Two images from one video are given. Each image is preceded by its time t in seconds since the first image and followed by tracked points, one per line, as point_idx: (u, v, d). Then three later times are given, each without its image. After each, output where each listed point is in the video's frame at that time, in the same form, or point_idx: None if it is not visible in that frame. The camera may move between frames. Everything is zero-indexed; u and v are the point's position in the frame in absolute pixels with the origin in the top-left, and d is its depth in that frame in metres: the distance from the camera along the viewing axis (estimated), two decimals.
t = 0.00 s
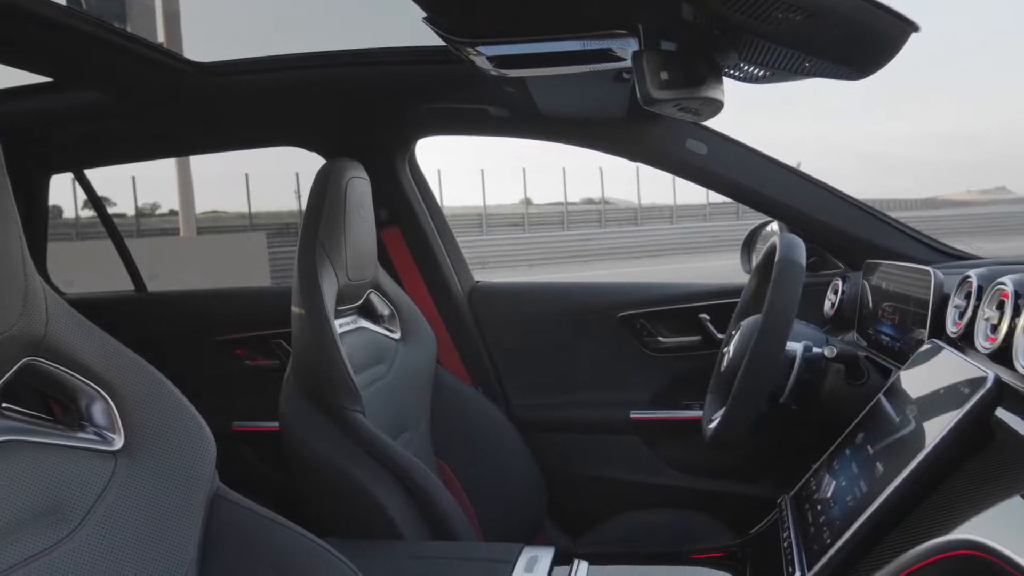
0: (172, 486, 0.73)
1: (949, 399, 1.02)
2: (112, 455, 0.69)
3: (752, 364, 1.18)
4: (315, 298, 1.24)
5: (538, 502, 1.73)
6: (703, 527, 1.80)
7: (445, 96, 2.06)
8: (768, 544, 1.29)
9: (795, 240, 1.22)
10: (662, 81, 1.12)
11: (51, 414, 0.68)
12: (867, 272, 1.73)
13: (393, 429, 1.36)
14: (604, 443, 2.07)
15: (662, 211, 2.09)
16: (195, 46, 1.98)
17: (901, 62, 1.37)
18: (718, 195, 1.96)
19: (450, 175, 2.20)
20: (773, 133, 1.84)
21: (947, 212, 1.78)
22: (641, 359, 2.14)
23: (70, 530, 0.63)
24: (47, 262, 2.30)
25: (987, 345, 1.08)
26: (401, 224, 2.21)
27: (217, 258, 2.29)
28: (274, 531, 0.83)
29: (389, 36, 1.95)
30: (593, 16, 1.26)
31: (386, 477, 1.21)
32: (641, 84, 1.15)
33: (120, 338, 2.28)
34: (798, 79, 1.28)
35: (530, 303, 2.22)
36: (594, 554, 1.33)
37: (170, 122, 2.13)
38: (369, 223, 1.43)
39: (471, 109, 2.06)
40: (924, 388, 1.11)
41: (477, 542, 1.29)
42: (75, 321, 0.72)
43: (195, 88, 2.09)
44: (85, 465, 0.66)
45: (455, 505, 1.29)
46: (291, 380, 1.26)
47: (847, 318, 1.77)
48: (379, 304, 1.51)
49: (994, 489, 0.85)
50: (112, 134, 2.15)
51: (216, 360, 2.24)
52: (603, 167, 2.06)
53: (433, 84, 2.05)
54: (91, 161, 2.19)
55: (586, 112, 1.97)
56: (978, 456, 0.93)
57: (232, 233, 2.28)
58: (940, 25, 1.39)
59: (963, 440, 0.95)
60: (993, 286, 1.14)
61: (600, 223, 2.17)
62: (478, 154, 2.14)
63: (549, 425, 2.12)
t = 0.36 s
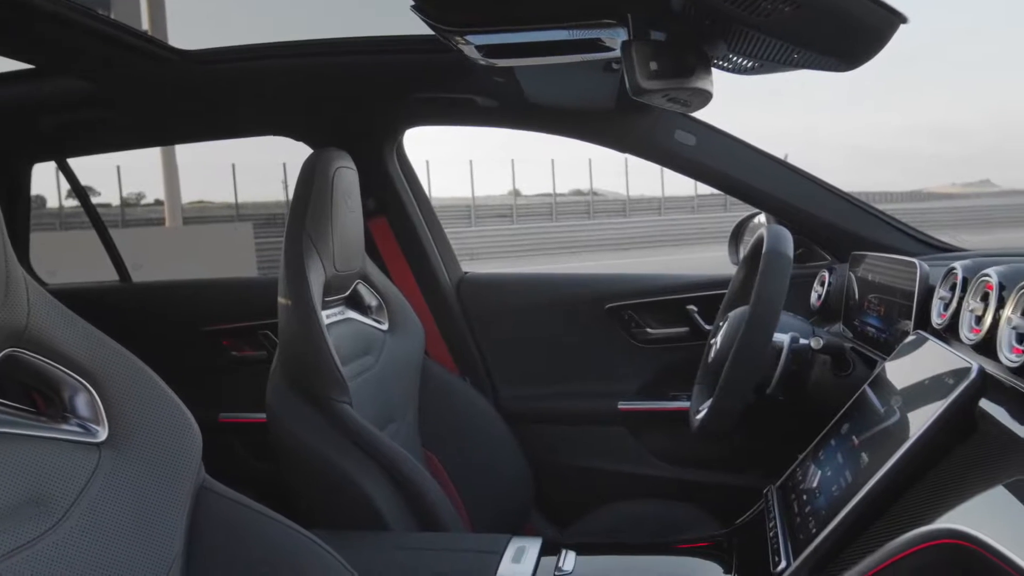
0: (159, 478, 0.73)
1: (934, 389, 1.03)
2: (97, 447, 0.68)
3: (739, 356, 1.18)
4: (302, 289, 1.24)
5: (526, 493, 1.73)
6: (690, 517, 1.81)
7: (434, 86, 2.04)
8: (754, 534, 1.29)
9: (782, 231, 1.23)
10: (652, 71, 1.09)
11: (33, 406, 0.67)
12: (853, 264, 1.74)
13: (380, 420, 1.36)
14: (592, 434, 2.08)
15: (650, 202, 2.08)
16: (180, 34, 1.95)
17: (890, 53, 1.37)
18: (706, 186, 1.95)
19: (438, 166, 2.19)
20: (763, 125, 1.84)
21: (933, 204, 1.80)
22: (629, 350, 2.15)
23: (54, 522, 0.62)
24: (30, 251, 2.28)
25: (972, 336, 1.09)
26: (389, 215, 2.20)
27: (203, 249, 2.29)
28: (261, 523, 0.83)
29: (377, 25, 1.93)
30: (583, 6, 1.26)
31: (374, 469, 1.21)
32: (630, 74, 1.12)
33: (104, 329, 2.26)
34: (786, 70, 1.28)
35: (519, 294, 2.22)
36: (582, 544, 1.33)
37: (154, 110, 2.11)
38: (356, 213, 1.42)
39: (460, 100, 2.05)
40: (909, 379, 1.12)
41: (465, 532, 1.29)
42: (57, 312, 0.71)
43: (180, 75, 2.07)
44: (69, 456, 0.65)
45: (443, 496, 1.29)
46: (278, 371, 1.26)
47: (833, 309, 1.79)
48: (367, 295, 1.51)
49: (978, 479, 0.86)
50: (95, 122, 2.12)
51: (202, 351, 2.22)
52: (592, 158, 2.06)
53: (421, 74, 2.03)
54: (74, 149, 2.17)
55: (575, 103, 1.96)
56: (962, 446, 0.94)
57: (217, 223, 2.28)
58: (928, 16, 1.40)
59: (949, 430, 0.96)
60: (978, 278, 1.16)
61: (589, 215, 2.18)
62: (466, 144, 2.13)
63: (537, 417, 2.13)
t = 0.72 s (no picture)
0: (144, 470, 0.72)
1: (919, 380, 1.04)
2: (80, 439, 0.68)
3: (726, 347, 1.19)
4: (289, 280, 1.23)
5: (515, 484, 1.74)
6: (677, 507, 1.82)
7: (422, 76, 2.03)
8: (740, 524, 1.30)
9: (769, 223, 1.23)
10: (640, 62, 1.09)
11: (15, 398, 0.66)
12: (839, 256, 1.75)
13: (368, 412, 1.35)
14: (580, 425, 2.08)
15: (638, 195, 2.14)
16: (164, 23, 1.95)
17: (878, 46, 1.37)
18: (693, 177, 1.95)
19: (426, 157, 2.18)
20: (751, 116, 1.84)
21: (918, 196, 1.81)
22: (617, 341, 2.15)
23: (36, 515, 0.61)
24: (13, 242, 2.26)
25: (956, 328, 1.12)
26: (376, 206, 2.19)
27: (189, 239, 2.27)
28: (248, 515, 0.82)
29: (365, 14, 1.92)
30: None
31: (362, 460, 1.20)
32: (618, 64, 1.12)
33: (89, 320, 2.24)
34: (775, 62, 1.28)
35: (507, 285, 2.22)
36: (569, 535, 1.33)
37: (139, 99, 2.08)
38: (344, 203, 1.41)
39: (448, 90, 2.04)
40: (893, 370, 1.13)
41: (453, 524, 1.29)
42: (39, 303, 0.70)
43: (165, 64, 2.04)
44: (51, 449, 0.65)
45: (431, 488, 1.29)
46: (265, 362, 1.25)
47: (819, 301, 1.80)
48: (354, 286, 1.50)
49: (962, 468, 0.86)
50: (78, 110, 2.09)
51: (188, 342, 2.21)
52: (580, 149, 2.05)
53: (409, 63, 2.02)
54: (56, 138, 2.14)
55: (564, 94, 1.95)
56: (947, 437, 0.94)
57: (207, 214, 2.27)
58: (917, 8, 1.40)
59: (934, 420, 0.96)
60: (963, 270, 1.18)
61: (577, 206, 2.24)
62: (455, 135, 2.13)
63: (525, 408, 2.13)
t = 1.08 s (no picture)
0: (128, 462, 0.71)
1: (903, 371, 1.05)
2: (63, 431, 0.67)
3: (714, 339, 1.19)
4: (275, 270, 1.22)
5: (502, 474, 1.74)
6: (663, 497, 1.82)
7: (409, 66, 2.01)
8: (726, 514, 1.31)
9: (756, 214, 1.24)
10: (629, 52, 1.11)
11: None
12: (825, 248, 1.76)
13: (355, 403, 1.35)
14: (567, 416, 2.09)
15: (626, 186, 2.14)
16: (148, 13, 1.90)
17: (866, 37, 1.37)
18: (681, 169, 1.95)
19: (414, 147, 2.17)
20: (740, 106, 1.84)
21: (903, 188, 1.81)
22: (605, 332, 2.16)
23: (19, 507, 0.61)
24: None
25: (940, 319, 1.13)
26: (363, 195, 2.19)
27: (175, 229, 2.26)
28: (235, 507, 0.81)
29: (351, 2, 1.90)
30: None
31: (349, 452, 1.19)
32: (607, 54, 1.15)
33: (73, 310, 2.23)
34: (763, 52, 1.28)
35: (495, 277, 2.22)
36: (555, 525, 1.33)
37: (123, 87, 2.06)
38: (330, 193, 1.41)
39: (435, 79, 2.02)
40: (878, 361, 1.14)
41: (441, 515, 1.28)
42: (19, 293, 0.69)
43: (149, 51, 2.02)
44: (35, 441, 0.64)
45: (419, 479, 1.29)
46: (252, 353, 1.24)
47: (805, 292, 1.81)
48: (341, 277, 1.50)
49: (947, 458, 0.87)
50: (61, 97, 2.07)
51: (174, 332, 2.19)
52: (568, 141, 2.04)
53: (396, 52, 2.00)
54: (39, 126, 2.11)
55: (552, 85, 1.94)
56: (932, 427, 0.95)
57: (187, 206, 2.24)
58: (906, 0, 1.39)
59: (919, 410, 0.97)
60: (948, 262, 1.19)
61: (565, 197, 2.24)
62: (442, 126, 2.11)
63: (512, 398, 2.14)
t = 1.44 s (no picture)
0: (113, 454, 0.70)
1: (888, 362, 1.05)
2: (45, 423, 0.66)
3: (700, 329, 1.20)
4: (260, 261, 1.21)
5: (489, 466, 1.74)
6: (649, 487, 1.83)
7: (396, 55, 2.00)
8: (711, 503, 1.31)
9: (743, 206, 1.24)
10: (617, 42, 1.11)
11: None
12: (812, 239, 1.75)
13: (342, 394, 1.34)
14: (554, 406, 2.09)
15: (613, 177, 2.14)
16: None
17: (854, 30, 1.37)
18: (668, 160, 1.95)
19: (400, 137, 2.16)
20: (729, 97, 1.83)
21: (887, 180, 1.82)
22: (592, 323, 2.16)
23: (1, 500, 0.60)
24: None
25: (925, 311, 1.13)
26: (349, 185, 2.18)
27: (158, 219, 2.24)
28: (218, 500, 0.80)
29: None
30: None
31: (336, 443, 1.19)
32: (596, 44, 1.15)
33: (56, 301, 2.20)
34: (750, 43, 1.28)
35: (482, 268, 2.22)
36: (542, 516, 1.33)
37: (106, 75, 2.03)
38: (316, 183, 1.40)
39: (422, 69, 2.01)
40: (862, 352, 1.15)
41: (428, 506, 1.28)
42: None
43: (132, 39, 1.99)
44: (17, 433, 0.63)
45: (406, 470, 1.28)
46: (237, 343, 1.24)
47: (790, 284, 1.82)
48: (327, 268, 1.49)
49: (931, 448, 0.88)
50: (42, 85, 2.04)
51: (158, 323, 2.18)
52: (556, 132, 2.03)
53: (383, 41, 1.98)
54: (19, 115, 2.07)
55: (540, 76, 1.94)
56: (916, 418, 0.96)
57: (173, 194, 2.23)
58: None
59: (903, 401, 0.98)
60: (932, 253, 1.19)
61: (552, 188, 2.21)
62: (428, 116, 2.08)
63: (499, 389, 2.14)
